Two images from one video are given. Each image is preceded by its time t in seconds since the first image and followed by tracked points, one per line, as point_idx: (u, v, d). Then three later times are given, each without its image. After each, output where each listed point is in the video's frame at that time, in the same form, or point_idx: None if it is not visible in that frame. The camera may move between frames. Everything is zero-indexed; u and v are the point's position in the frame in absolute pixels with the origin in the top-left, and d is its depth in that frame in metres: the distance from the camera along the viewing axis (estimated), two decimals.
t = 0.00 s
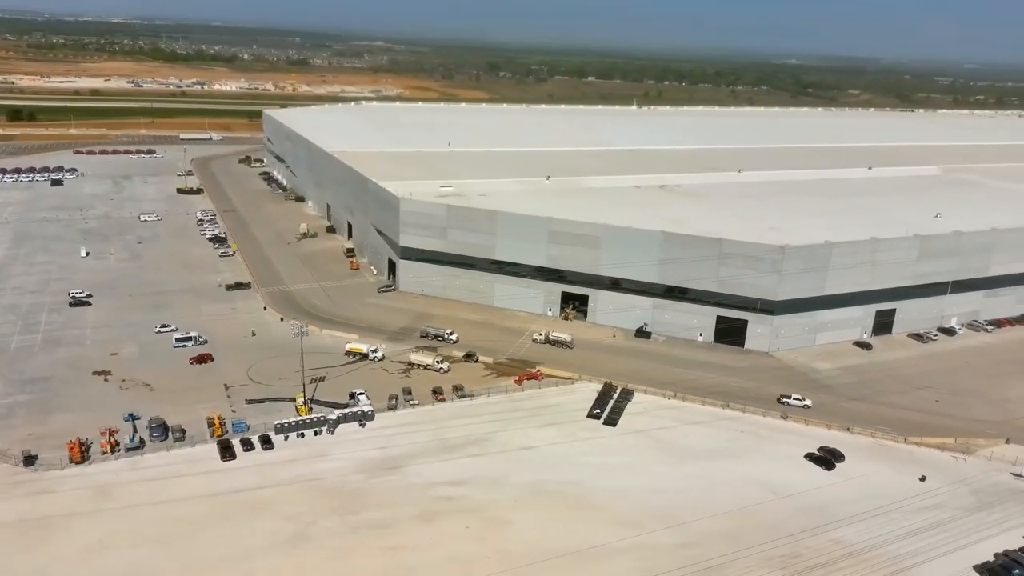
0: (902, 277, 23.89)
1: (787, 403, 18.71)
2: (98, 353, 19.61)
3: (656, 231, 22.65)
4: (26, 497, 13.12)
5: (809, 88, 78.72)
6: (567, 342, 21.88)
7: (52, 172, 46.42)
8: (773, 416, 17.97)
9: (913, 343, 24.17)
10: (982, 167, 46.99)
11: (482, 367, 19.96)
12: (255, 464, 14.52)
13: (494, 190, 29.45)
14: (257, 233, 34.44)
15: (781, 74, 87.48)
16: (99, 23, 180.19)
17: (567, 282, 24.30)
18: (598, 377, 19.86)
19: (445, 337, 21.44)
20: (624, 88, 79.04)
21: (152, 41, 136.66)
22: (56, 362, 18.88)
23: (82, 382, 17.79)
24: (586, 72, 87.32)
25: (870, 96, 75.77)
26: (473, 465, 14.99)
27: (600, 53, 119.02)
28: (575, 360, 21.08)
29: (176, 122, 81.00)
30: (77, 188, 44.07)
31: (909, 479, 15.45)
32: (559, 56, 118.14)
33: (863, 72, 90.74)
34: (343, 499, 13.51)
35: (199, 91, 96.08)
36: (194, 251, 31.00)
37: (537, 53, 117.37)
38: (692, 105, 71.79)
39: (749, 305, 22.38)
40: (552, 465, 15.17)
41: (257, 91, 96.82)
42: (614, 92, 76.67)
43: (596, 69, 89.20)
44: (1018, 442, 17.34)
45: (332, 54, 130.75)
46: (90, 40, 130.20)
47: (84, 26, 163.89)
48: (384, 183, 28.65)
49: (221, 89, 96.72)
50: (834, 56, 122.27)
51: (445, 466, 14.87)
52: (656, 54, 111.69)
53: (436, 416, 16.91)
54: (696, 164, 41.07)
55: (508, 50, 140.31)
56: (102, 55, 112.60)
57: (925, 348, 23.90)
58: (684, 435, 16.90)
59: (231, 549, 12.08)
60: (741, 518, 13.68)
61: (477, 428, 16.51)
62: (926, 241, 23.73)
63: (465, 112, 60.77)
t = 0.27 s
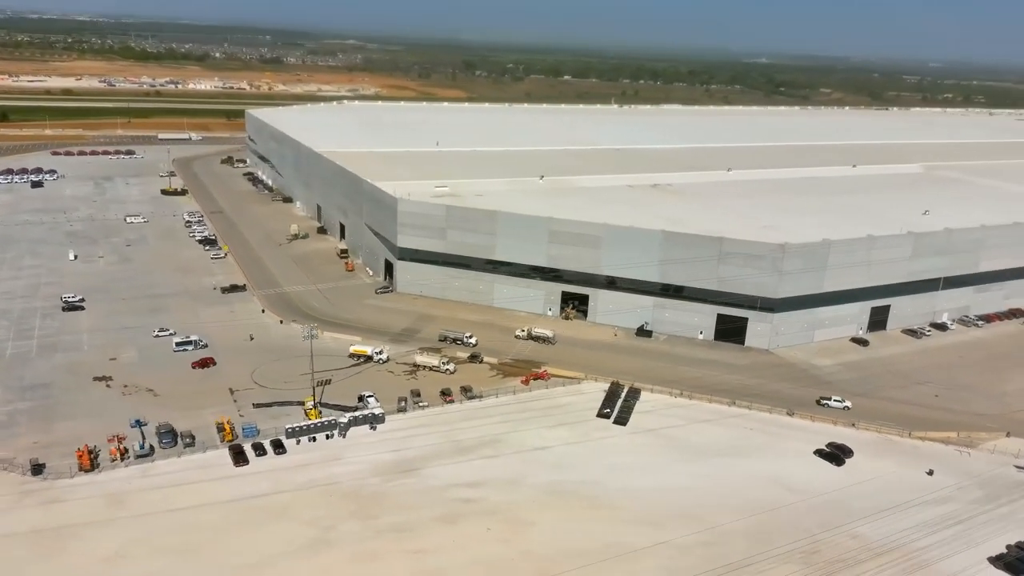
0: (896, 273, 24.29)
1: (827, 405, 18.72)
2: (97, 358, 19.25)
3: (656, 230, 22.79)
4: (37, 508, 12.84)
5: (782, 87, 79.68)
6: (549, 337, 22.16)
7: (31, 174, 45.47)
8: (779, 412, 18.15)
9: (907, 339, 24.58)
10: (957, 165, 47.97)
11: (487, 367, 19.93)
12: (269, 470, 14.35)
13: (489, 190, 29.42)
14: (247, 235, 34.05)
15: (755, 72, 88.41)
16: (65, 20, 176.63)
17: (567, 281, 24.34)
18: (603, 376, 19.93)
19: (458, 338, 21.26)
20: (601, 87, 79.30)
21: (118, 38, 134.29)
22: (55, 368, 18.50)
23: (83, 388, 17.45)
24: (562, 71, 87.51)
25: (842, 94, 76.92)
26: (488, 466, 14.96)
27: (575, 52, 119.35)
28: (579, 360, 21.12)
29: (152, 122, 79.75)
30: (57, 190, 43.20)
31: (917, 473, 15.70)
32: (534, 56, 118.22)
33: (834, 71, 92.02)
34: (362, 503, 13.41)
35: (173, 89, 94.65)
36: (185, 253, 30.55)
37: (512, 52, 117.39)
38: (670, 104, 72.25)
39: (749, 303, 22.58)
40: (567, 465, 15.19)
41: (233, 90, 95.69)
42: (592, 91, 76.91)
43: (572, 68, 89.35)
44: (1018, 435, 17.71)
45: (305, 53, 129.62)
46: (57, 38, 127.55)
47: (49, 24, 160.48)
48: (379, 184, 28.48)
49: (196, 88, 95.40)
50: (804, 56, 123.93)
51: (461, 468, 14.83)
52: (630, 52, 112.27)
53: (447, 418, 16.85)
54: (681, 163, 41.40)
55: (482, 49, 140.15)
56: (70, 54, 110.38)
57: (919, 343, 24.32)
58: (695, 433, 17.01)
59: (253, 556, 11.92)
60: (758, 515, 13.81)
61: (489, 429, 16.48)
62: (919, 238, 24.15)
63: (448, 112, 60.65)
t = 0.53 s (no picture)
0: (895, 271, 24.57)
1: (835, 403, 18.89)
2: (101, 362, 18.98)
3: (661, 230, 22.87)
4: (53, 516, 12.64)
5: (763, 85, 80.21)
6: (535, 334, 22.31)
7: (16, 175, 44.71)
8: (789, 410, 18.26)
9: (906, 336, 24.88)
10: (941, 163, 48.64)
11: (496, 368, 19.89)
12: (287, 474, 14.23)
13: (488, 190, 29.37)
14: (242, 236, 33.72)
15: (736, 71, 88.99)
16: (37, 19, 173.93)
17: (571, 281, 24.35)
18: (611, 376, 19.98)
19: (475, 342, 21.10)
20: (585, 85, 79.37)
21: (94, 38, 132.36)
22: (59, 373, 18.22)
23: (90, 394, 17.19)
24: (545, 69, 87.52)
25: (823, 92, 77.67)
26: (506, 467, 14.92)
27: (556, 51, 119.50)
28: (586, 360, 21.13)
29: (134, 122, 78.76)
30: (44, 191, 42.51)
31: (928, 469, 15.87)
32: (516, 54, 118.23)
33: (813, 70, 92.89)
34: (383, 506, 13.32)
35: (153, 88, 93.52)
36: (181, 255, 30.20)
37: (494, 51, 117.29)
38: (653, 103, 72.51)
39: (754, 302, 22.72)
40: (584, 464, 15.19)
41: (215, 90, 94.74)
42: (576, 89, 76.96)
43: (554, 67, 89.41)
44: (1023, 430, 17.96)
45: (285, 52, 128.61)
46: (31, 37, 125.55)
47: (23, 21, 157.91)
48: (379, 184, 28.33)
49: (177, 87, 94.35)
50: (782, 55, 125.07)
51: (480, 469, 14.77)
52: (611, 51, 112.55)
53: (461, 419, 16.81)
54: (672, 162, 41.59)
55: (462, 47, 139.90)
56: (45, 53, 108.69)
57: (919, 340, 24.62)
58: (707, 431, 17.09)
59: (277, 562, 11.80)
60: (777, 513, 13.89)
61: (503, 429, 16.46)
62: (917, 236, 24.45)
63: (437, 111, 60.48)
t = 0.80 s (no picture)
0: (890, 268, 24.94)
1: (841, 400, 19.12)
2: (103, 368, 18.67)
3: (662, 229, 22.99)
4: (70, 526, 12.42)
5: (739, 84, 80.91)
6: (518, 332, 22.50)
7: None
8: (796, 407, 18.46)
9: (902, 332, 25.27)
10: (920, 161, 49.51)
11: (504, 369, 19.87)
12: (304, 479, 14.09)
13: (485, 190, 29.33)
14: (235, 237, 33.35)
15: (713, 69, 89.74)
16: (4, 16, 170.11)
17: (572, 281, 24.40)
18: (618, 375, 20.05)
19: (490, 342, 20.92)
20: (564, 84, 79.53)
21: (63, 35, 129.70)
22: (61, 380, 17.88)
23: (95, 400, 16.89)
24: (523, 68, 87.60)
25: (799, 90, 78.59)
26: (523, 468, 14.93)
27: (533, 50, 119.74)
28: (592, 360, 21.18)
29: (112, 121, 77.41)
30: (26, 193, 41.65)
31: (937, 464, 16.14)
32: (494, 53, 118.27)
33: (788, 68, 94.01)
34: (405, 510, 13.27)
35: (129, 87, 91.94)
36: (174, 257, 29.78)
37: (471, 50, 117.20)
38: (633, 101, 72.87)
39: (755, 300, 22.93)
40: (600, 465, 15.24)
41: (192, 89, 93.54)
42: (556, 88, 77.11)
43: (533, 66, 89.56)
44: None
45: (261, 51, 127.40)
46: None
47: None
48: (376, 185, 28.16)
49: (153, 86, 92.85)
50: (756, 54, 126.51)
51: (498, 471, 14.77)
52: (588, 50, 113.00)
53: (473, 420, 16.79)
54: (659, 161, 41.85)
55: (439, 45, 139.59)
56: (14, 51, 106.33)
57: (914, 336, 25.03)
58: (718, 429, 17.23)
59: (304, 568, 11.71)
60: (795, 510, 14.05)
61: (517, 430, 16.46)
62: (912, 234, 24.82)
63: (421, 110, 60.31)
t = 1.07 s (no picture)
0: (882, 265, 25.37)
1: (842, 396, 19.38)
2: (102, 374, 18.31)
3: (660, 229, 23.16)
4: (82, 536, 12.16)
5: (710, 83, 81.54)
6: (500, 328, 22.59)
7: None
8: (799, 403, 18.69)
9: (893, 328, 25.70)
10: (896, 159, 50.45)
11: (508, 369, 19.85)
12: (318, 483, 13.95)
13: (478, 190, 29.30)
14: (223, 239, 32.91)
15: (686, 69, 90.47)
16: None
17: (571, 281, 24.49)
18: (621, 374, 20.15)
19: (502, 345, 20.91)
20: (540, 83, 79.54)
21: (27, 34, 126.71)
22: (59, 387, 17.51)
23: (96, 407, 16.57)
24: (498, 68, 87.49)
25: (770, 90, 79.51)
26: (537, 469, 14.92)
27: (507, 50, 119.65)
28: (594, 359, 21.26)
29: (84, 121, 75.91)
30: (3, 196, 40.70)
31: (940, 457, 16.42)
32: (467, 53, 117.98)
33: (760, 68, 95.10)
34: (423, 513, 13.20)
35: (99, 87, 90.20)
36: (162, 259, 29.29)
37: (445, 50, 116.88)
38: (610, 101, 73.08)
39: (752, 298, 23.19)
40: (613, 464, 15.28)
41: (163, 88, 91.96)
42: (532, 87, 77.10)
43: (507, 66, 89.36)
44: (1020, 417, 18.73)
45: (230, 49, 125.63)
46: None
47: None
48: (369, 185, 27.98)
49: (124, 86, 91.19)
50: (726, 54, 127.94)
51: (512, 472, 14.74)
52: (561, 49, 113.17)
53: (483, 422, 16.75)
54: (642, 160, 42.12)
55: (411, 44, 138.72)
56: None
57: (905, 332, 25.47)
58: (725, 426, 17.37)
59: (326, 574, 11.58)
60: (807, 506, 14.21)
61: (527, 431, 16.45)
62: (902, 231, 25.27)
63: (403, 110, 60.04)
